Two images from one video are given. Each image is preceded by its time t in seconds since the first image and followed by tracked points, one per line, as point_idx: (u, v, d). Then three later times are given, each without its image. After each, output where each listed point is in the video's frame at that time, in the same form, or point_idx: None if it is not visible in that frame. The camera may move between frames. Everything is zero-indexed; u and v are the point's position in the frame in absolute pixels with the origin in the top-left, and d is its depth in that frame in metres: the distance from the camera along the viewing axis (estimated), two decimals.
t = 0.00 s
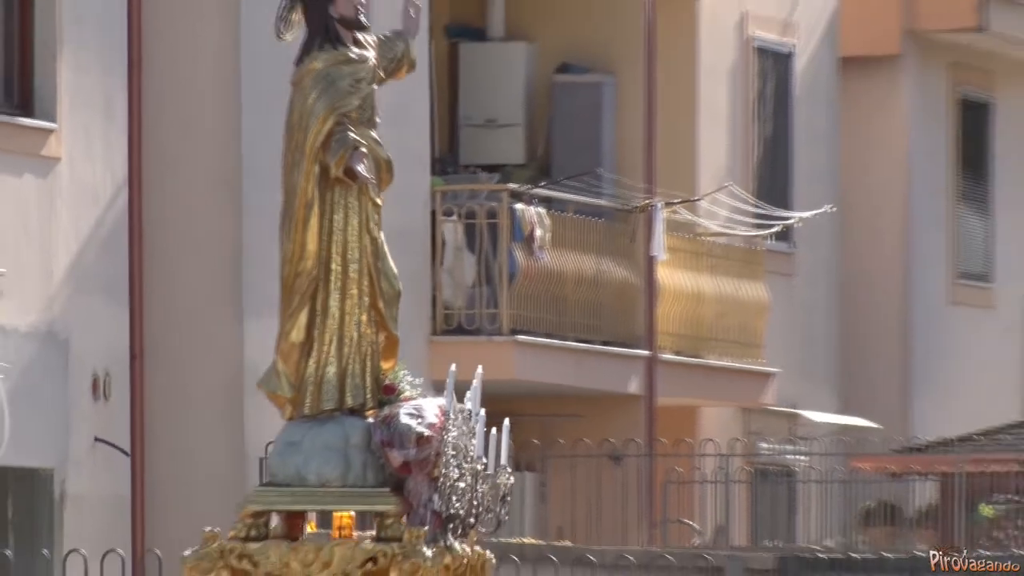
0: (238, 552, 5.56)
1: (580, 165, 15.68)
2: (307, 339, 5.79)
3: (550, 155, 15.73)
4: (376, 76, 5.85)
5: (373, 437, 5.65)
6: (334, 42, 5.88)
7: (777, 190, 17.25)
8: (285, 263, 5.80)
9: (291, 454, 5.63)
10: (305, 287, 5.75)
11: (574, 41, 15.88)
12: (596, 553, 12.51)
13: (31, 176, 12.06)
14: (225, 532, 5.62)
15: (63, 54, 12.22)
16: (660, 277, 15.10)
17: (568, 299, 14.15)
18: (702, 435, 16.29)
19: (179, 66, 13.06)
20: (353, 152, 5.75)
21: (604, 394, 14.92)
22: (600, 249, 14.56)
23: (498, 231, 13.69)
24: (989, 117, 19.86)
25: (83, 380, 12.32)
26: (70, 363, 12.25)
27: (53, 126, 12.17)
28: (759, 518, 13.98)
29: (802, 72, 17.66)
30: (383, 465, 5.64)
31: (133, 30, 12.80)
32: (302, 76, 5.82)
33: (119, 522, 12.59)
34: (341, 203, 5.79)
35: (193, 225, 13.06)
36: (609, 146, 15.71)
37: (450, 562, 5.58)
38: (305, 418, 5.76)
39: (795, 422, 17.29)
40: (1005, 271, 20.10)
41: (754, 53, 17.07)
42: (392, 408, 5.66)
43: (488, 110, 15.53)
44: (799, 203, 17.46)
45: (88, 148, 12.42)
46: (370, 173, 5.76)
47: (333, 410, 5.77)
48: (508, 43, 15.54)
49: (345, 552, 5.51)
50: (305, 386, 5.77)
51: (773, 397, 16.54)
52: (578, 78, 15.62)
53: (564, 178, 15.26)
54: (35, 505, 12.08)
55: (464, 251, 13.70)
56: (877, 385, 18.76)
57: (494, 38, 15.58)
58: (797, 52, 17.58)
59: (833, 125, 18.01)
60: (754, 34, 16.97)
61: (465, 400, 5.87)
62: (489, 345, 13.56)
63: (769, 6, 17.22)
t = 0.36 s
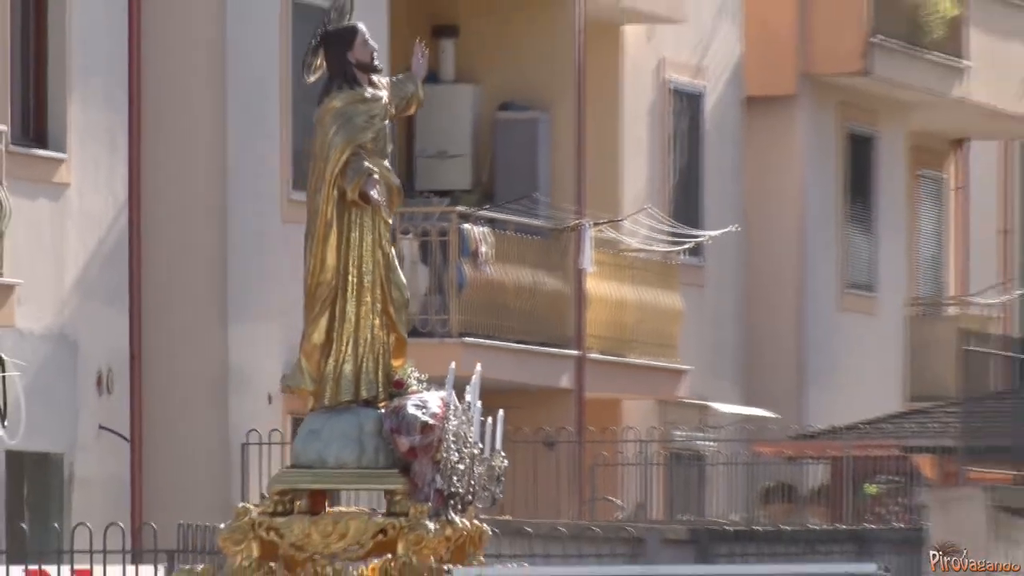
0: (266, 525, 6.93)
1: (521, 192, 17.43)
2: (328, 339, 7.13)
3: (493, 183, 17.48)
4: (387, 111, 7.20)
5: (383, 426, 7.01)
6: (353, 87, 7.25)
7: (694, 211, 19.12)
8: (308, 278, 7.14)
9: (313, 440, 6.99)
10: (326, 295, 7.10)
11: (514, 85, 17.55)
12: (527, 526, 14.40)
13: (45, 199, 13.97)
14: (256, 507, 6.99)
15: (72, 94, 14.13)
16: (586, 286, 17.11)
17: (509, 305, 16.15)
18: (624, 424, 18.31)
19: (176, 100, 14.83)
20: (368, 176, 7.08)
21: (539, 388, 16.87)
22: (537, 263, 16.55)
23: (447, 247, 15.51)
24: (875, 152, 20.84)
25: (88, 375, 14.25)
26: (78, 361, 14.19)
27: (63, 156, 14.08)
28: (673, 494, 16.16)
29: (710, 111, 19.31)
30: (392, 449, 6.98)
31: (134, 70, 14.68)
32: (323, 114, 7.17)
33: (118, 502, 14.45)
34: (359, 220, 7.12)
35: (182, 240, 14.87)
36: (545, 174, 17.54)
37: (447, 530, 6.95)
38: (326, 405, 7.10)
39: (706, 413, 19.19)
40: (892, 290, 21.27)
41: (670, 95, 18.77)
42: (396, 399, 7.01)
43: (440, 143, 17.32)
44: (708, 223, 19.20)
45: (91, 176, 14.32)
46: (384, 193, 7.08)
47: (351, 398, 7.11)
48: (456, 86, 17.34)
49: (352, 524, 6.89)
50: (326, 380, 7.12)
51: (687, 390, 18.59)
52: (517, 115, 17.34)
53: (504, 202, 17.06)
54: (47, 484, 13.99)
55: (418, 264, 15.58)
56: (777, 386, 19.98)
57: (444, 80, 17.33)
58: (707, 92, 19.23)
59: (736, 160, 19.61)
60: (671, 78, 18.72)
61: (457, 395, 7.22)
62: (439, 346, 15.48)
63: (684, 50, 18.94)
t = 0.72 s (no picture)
0: (277, 496, 9.41)
1: (456, 212, 19.53)
2: (331, 333, 9.69)
3: (433, 200, 19.65)
4: (380, 139, 9.70)
5: (377, 412, 9.52)
6: (352, 116, 9.76)
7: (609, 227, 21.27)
8: (315, 284, 9.70)
9: (318, 424, 9.48)
10: (328, 300, 9.68)
11: (450, 116, 19.65)
12: (467, 499, 16.60)
13: (43, 217, 16.05)
14: (270, 485, 9.45)
15: (66, 124, 16.20)
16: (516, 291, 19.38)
17: (449, 308, 18.40)
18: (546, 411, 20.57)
19: (156, 128, 16.84)
20: (363, 196, 9.61)
21: (473, 379, 19.09)
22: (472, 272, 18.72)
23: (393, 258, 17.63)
24: (766, 173, 23.11)
25: (81, 368, 16.35)
26: (72, 356, 16.30)
27: (59, 178, 16.17)
28: (590, 473, 18.38)
29: (620, 140, 21.52)
30: (386, 432, 9.51)
31: (121, 102, 16.67)
32: (329, 139, 9.68)
33: (109, 477, 16.59)
34: (357, 233, 9.66)
35: (162, 251, 16.87)
36: (478, 194, 19.63)
37: (423, 502, 9.41)
38: (329, 387, 9.68)
39: (619, 403, 21.34)
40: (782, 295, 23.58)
41: (586, 126, 20.96)
42: (388, 391, 9.57)
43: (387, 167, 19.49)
44: (620, 236, 21.44)
45: (83, 195, 16.39)
46: (376, 208, 9.60)
47: (349, 381, 9.66)
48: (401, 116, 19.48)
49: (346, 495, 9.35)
50: (328, 371, 9.70)
51: (602, 382, 20.85)
52: (452, 143, 19.40)
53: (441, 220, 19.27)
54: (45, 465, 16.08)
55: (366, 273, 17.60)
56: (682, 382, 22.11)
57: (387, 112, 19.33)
58: (618, 124, 21.44)
59: (643, 184, 21.79)
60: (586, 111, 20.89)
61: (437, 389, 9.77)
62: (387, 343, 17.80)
63: (599, 85, 21.08)
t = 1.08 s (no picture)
0: (317, 469, 12.53)
1: (435, 222, 21.88)
2: (364, 326, 13.05)
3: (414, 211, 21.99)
4: (403, 157, 12.98)
5: (404, 395, 12.81)
6: (380, 136, 13.04)
7: (567, 233, 23.61)
8: (351, 285, 13.09)
9: (352, 405, 12.80)
10: (360, 295, 13.06)
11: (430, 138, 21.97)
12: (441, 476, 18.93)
13: (74, 226, 18.31)
14: (312, 460, 12.59)
15: (95, 145, 18.57)
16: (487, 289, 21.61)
17: (429, 306, 20.67)
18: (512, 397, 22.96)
19: (172, 147, 19.17)
20: (390, 206, 12.89)
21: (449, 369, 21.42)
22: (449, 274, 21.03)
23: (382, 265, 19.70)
24: (705, 188, 25.67)
25: (107, 358, 18.72)
26: (100, 347, 18.66)
27: (87, 192, 18.48)
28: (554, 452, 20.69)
29: (580, 157, 23.94)
30: (411, 412, 12.77)
31: (142, 125, 19.10)
32: (360, 157, 12.97)
33: (132, 453, 18.97)
34: (385, 238, 12.99)
35: (179, 256, 19.21)
36: (454, 205, 21.96)
37: (441, 473, 12.59)
38: (361, 371, 13.00)
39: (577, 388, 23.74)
40: (720, 294, 26.16)
41: (549, 146, 23.37)
42: (416, 380, 12.81)
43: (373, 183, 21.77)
44: (578, 241, 23.77)
45: (109, 207, 18.74)
46: (401, 215, 12.89)
47: (379, 366, 12.99)
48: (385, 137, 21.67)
49: (379, 469, 12.46)
50: (359, 359, 13.02)
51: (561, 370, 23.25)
52: (433, 161, 21.81)
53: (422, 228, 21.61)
54: (78, 441, 18.39)
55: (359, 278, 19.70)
56: (631, 369, 24.43)
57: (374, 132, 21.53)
58: (577, 144, 23.86)
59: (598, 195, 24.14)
60: (549, 133, 23.30)
61: (455, 380, 13.03)
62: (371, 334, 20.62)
63: (559, 110, 23.48)
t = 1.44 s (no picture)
0: (353, 451, 15.51)
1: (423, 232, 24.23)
2: (395, 324, 16.09)
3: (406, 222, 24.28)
4: (430, 176, 16.03)
5: (430, 384, 15.91)
6: (410, 156, 16.08)
7: (541, 240, 26.11)
8: (387, 286, 16.12)
9: (385, 395, 15.85)
10: (392, 297, 16.09)
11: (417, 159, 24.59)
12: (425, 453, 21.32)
13: (107, 234, 20.77)
14: (350, 442, 15.60)
15: (125, 163, 21.09)
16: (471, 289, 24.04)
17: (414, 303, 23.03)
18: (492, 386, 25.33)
19: (193, 164, 21.74)
20: (419, 219, 15.94)
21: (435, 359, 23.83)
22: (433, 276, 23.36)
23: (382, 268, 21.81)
24: (661, 202, 28.49)
25: (136, 351, 21.24)
26: (130, 341, 21.16)
27: (118, 204, 20.97)
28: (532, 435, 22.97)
29: (551, 173, 26.46)
30: (437, 399, 15.87)
31: (166, 145, 21.64)
32: (394, 174, 16.02)
33: (157, 434, 21.49)
34: (414, 246, 16.06)
35: (197, 262, 21.78)
36: (440, 215, 24.57)
37: (462, 452, 15.75)
38: (392, 362, 16.04)
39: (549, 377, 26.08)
40: (676, 294, 29.07)
41: (524, 165, 25.87)
42: (442, 371, 15.91)
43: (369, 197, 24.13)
44: (550, 247, 26.29)
45: (137, 219, 21.26)
46: (429, 228, 15.97)
47: (410, 357, 16.01)
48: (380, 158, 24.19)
49: (409, 450, 15.47)
50: (391, 352, 16.05)
51: (534, 359, 25.86)
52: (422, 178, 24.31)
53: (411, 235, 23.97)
54: (111, 424, 20.86)
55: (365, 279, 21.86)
56: (597, 360, 27.08)
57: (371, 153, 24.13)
58: (548, 163, 26.38)
59: (567, 207, 26.69)
60: (524, 155, 25.77)
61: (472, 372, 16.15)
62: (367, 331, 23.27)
63: (533, 134, 26.01)
